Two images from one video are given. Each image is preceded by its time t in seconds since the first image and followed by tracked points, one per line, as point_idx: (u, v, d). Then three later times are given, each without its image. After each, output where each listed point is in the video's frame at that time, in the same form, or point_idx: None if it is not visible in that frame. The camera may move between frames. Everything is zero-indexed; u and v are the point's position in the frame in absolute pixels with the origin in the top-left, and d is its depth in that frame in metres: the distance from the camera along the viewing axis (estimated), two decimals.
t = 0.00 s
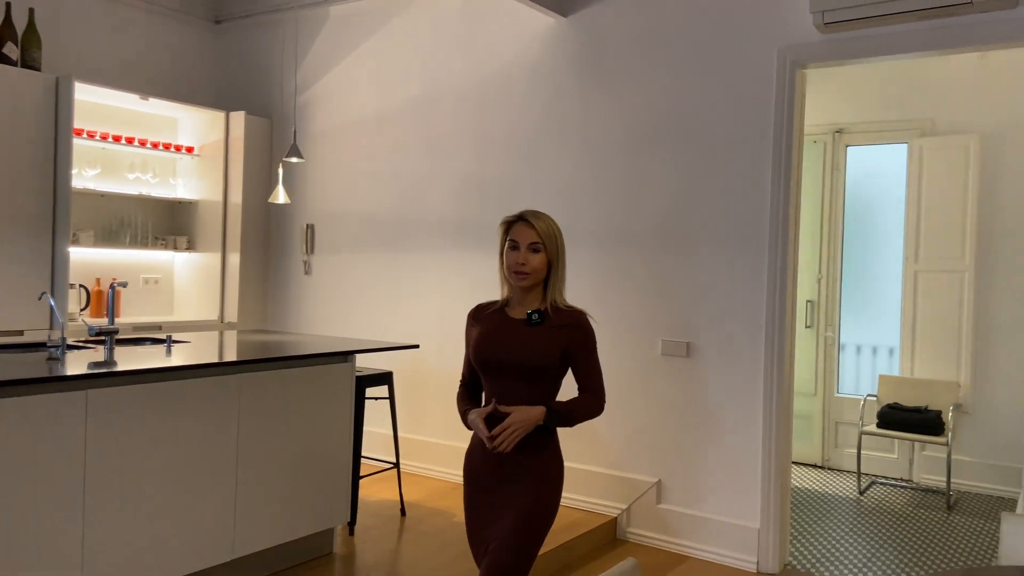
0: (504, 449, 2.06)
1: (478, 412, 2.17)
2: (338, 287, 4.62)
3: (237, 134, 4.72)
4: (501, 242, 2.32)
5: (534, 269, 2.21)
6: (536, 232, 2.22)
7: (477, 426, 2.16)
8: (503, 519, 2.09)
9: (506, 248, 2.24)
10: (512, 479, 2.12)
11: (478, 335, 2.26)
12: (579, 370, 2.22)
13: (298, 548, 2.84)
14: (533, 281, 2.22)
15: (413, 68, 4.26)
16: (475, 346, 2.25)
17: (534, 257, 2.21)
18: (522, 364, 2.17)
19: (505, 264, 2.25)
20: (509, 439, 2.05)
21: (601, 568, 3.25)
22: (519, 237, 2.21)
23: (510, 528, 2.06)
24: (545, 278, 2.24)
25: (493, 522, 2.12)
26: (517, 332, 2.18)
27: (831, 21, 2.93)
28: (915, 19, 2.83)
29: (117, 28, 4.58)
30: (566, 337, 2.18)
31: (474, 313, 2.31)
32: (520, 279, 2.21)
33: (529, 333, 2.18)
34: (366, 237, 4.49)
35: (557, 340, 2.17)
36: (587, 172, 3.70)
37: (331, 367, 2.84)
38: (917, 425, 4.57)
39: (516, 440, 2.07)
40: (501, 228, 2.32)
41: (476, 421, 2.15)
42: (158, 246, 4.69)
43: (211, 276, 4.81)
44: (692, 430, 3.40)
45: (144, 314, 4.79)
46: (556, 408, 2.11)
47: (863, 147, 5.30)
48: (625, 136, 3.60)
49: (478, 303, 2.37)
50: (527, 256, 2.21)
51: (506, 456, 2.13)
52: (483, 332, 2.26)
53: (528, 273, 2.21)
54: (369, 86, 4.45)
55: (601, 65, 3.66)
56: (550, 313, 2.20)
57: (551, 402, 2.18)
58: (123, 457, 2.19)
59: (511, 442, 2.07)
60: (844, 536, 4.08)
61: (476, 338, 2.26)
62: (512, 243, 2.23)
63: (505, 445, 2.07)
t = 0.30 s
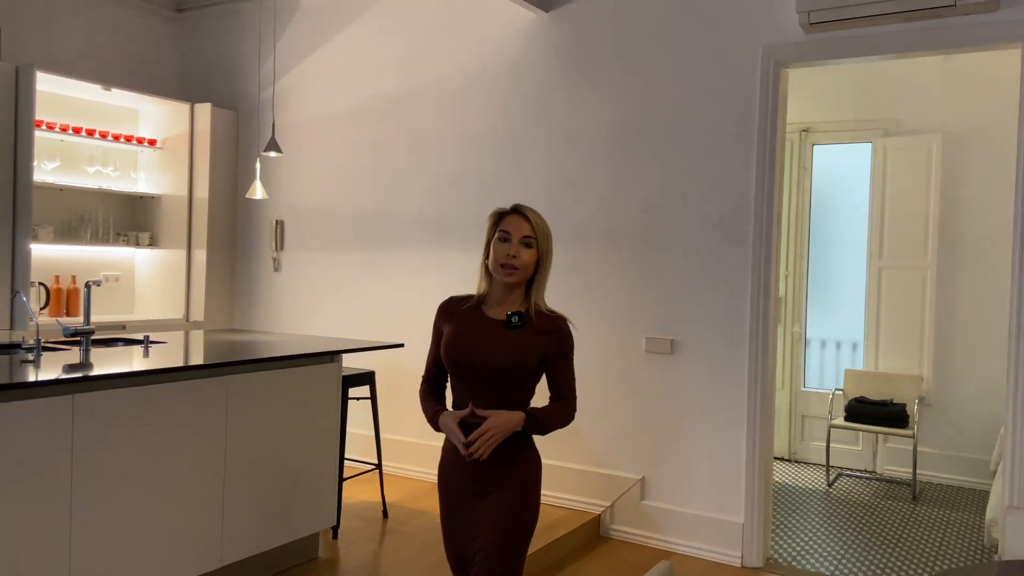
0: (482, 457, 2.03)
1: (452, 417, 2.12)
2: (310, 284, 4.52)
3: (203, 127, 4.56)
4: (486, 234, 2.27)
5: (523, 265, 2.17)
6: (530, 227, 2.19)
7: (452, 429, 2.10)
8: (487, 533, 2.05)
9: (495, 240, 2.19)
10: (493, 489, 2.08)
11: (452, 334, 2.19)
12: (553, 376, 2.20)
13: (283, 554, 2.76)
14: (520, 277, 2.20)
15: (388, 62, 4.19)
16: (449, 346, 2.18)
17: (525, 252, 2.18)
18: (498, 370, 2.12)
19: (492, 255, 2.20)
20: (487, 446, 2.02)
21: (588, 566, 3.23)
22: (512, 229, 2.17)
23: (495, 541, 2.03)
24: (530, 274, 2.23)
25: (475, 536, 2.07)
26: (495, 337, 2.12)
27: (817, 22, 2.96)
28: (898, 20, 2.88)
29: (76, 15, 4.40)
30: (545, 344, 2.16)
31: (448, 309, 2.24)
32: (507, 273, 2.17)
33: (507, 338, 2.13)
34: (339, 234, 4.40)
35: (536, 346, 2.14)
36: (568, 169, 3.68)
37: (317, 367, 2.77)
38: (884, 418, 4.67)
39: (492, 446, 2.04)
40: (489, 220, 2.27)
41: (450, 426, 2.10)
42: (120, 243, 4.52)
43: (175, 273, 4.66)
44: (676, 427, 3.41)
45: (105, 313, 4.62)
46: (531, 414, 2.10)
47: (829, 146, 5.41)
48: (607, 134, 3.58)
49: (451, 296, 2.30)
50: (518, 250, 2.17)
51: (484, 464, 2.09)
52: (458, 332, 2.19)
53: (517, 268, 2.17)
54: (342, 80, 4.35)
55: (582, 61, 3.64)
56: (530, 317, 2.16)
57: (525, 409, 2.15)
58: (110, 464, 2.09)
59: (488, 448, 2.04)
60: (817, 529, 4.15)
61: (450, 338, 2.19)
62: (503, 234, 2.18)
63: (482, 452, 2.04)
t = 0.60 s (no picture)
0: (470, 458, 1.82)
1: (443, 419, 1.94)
2: (289, 283, 4.42)
3: (177, 121, 4.43)
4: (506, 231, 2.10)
5: (537, 263, 1.98)
6: (552, 225, 2.01)
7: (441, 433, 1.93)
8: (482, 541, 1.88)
9: (513, 234, 2.02)
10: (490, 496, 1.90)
11: (455, 332, 2.00)
12: (559, 385, 1.98)
13: (277, 562, 2.69)
14: (535, 277, 2.00)
15: (372, 55, 4.11)
16: (451, 345, 1.99)
17: (542, 251, 2.00)
18: (498, 376, 1.91)
19: (506, 251, 2.02)
20: (475, 448, 1.80)
21: (583, 566, 3.22)
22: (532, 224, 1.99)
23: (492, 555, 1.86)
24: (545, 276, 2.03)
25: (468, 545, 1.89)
26: (498, 339, 1.92)
27: (813, 22, 2.98)
28: (891, 22, 2.91)
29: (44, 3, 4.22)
30: (551, 350, 1.94)
31: (455, 304, 2.06)
32: (519, 270, 1.98)
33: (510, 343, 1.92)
34: (320, 231, 4.31)
35: (540, 352, 1.92)
36: (557, 166, 3.65)
37: (312, 369, 2.71)
38: (861, 412, 4.75)
39: (484, 451, 1.83)
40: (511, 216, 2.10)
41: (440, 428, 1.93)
42: (90, 240, 4.36)
43: (147, 271, 4.53)
44: (668, 425, 3.41)
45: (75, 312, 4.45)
46: (530, 424, 1.89)
47: (805, 144, 5.47)
48: (598, 131, 3.56)
49: (459, 291, 2.11)
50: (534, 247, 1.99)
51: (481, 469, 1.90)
52: (461, 331, 1.99)
53: (531, 266, 1.98)
54: (322, 74, 4.26)
55: (572, 57, 3.61)
56: (538, 324, 1.95)
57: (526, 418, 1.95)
58: (108, 473, 2.01)
59: (478, 451, 1.83)
60: (800, 524, 4.21)
61: (452, 335, 2.00)
62: (522, 228, 2.01)
63: (471, 455, 1.83)
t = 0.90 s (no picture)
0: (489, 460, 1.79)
1: (450, 417, 1.85)
2: (267, 281, 4.32)
3: (150, 114, 4.30)
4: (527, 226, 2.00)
5: (560, 268, 1.90)
6: (580, 232, 1.94)
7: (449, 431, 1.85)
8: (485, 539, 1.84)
9: (538, 232, 1.92)
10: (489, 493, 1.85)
11: (463, 330, 1.91)
12: (564, 387, 1.94)
13: (270, 568, 2.63)
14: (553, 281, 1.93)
15: (354, 50, 4.03)
16: (457, 344, 1.90)
17: (566, 255, 1.92)
18: (510, 377, 1.85)
19: (528, 249, 1.92)
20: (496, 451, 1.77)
21: (577, 566, 3.19)
22: (562, 228, 1.90)
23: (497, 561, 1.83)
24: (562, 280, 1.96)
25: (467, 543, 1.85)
26: (512, 340, 1.84)
27: (805, 21, 2.99)
28: (881, 21, 2.93)
29: None
30: (565, 353, 1.90)
31: (459, 300, 1.95)
32: (540, 270, 1.89)
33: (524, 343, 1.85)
34: (300, 228, 4.22)
35: (554, 355, 1.87)
36: (546, 164, 3.62)
37: (307, 371, 2.65)
38: (840, 408, 4.81)
39: (500, 451, 1.79)
40: (537, 212, 2.00)
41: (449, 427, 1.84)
42: (59, 237, 4.22)
43: (119, 269, 4.40)
44: (659, 423, 3.40)
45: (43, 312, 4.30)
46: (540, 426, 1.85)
47: (782, 143, 5.52)
48: (587, 128, 3.53)
49: (464, 285, 2.00)
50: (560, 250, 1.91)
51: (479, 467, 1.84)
52: (468, 330, 1.90)
53: (552, 269, 1.89)
54: (303, 68, 4.17)
55: (561, 54, 3.58)
56: (554, 329, 1.89)
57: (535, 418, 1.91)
58: (104, 481, 1.94)
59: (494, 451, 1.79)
60: (783, 519, 4.25)
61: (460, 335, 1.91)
62: (550, 229, 1.92)
63: (487, 455, 1.79)
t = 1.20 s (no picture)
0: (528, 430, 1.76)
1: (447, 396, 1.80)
2: (246, 279, 4.24)
3: (125, 108, 4.19)
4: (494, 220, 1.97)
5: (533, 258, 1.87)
6: (549, 221, 1.91)
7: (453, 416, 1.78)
8: (495, 533, 1.77)
9: (507, 226, 1.89)
10: (498, 478, 1.79)
11: (449, 332, 1.86)
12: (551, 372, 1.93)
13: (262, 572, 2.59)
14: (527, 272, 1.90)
15: (338, 44, 3.98)
16: (445, 344, 1.85)
17: (537, 244, 1.89)
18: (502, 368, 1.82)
19: (499, 244, 1.89)
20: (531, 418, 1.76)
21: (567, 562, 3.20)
22: (531, 219, 1.87)
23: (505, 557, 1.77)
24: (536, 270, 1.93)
25: (478, 539, 1.77)
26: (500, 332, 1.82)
27: (795, 21, 3.02)
28: (870, 23, 2.97)
29: None
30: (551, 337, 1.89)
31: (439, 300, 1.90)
32: (513, 262, 1.86)
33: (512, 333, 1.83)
34: (281, 226, 4.15)
35: (541, 340, 1.86)
36: (533, 161, 3.61)
37: (299, 372, 2.62)
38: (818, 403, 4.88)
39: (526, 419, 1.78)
40: (502, 205, 1.97)
41: (450, 403, 1.77)
42: (30, 234, 4.10)
43: (92, 267, 4.29)
44: (647, 420, 3.42)
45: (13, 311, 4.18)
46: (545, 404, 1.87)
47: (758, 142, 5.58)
48: (575, 125, 3.52)
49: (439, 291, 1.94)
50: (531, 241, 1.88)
51: (484, 455, 1.79)
52: (455, 330, 1.85)
53: (526, 259, 1.87)
54: (284, 62, 4.10)
55: (549, 51, 3.57)
56: (536, 316, 1.87)
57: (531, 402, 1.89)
58: (101, 485, 1.91)
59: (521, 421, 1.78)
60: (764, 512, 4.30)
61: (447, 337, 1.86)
62: (519, 220, 1.89)
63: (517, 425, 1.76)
